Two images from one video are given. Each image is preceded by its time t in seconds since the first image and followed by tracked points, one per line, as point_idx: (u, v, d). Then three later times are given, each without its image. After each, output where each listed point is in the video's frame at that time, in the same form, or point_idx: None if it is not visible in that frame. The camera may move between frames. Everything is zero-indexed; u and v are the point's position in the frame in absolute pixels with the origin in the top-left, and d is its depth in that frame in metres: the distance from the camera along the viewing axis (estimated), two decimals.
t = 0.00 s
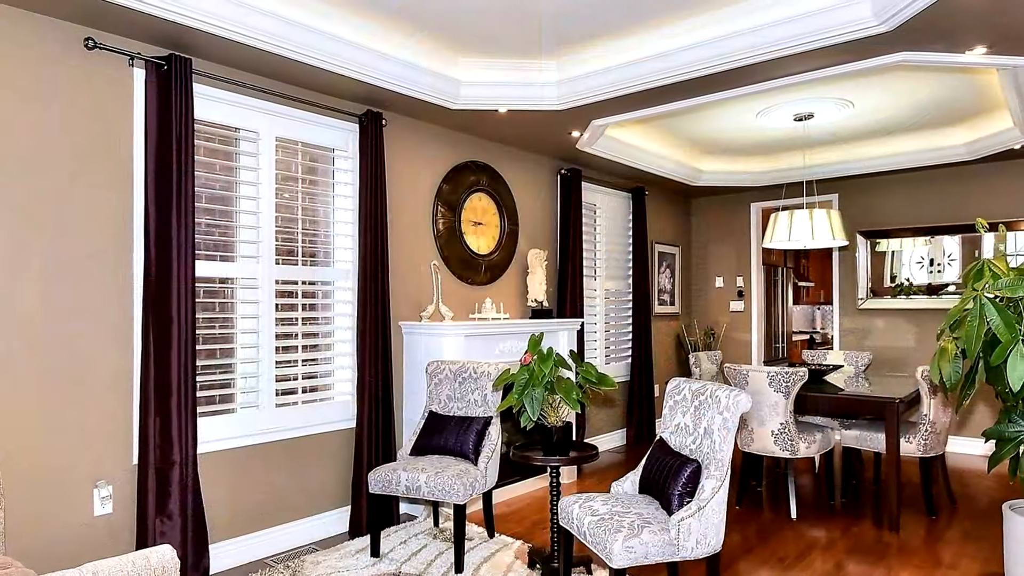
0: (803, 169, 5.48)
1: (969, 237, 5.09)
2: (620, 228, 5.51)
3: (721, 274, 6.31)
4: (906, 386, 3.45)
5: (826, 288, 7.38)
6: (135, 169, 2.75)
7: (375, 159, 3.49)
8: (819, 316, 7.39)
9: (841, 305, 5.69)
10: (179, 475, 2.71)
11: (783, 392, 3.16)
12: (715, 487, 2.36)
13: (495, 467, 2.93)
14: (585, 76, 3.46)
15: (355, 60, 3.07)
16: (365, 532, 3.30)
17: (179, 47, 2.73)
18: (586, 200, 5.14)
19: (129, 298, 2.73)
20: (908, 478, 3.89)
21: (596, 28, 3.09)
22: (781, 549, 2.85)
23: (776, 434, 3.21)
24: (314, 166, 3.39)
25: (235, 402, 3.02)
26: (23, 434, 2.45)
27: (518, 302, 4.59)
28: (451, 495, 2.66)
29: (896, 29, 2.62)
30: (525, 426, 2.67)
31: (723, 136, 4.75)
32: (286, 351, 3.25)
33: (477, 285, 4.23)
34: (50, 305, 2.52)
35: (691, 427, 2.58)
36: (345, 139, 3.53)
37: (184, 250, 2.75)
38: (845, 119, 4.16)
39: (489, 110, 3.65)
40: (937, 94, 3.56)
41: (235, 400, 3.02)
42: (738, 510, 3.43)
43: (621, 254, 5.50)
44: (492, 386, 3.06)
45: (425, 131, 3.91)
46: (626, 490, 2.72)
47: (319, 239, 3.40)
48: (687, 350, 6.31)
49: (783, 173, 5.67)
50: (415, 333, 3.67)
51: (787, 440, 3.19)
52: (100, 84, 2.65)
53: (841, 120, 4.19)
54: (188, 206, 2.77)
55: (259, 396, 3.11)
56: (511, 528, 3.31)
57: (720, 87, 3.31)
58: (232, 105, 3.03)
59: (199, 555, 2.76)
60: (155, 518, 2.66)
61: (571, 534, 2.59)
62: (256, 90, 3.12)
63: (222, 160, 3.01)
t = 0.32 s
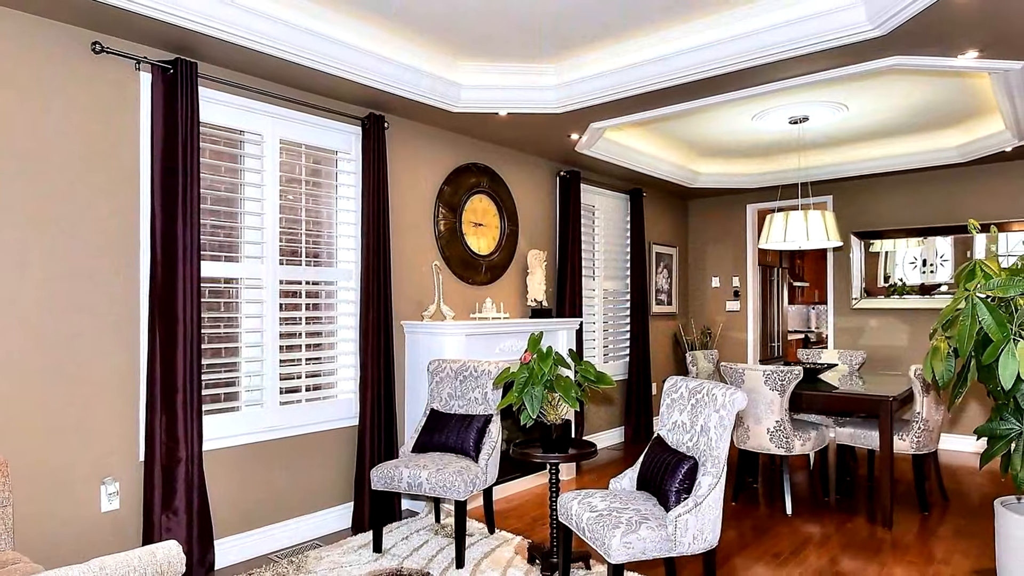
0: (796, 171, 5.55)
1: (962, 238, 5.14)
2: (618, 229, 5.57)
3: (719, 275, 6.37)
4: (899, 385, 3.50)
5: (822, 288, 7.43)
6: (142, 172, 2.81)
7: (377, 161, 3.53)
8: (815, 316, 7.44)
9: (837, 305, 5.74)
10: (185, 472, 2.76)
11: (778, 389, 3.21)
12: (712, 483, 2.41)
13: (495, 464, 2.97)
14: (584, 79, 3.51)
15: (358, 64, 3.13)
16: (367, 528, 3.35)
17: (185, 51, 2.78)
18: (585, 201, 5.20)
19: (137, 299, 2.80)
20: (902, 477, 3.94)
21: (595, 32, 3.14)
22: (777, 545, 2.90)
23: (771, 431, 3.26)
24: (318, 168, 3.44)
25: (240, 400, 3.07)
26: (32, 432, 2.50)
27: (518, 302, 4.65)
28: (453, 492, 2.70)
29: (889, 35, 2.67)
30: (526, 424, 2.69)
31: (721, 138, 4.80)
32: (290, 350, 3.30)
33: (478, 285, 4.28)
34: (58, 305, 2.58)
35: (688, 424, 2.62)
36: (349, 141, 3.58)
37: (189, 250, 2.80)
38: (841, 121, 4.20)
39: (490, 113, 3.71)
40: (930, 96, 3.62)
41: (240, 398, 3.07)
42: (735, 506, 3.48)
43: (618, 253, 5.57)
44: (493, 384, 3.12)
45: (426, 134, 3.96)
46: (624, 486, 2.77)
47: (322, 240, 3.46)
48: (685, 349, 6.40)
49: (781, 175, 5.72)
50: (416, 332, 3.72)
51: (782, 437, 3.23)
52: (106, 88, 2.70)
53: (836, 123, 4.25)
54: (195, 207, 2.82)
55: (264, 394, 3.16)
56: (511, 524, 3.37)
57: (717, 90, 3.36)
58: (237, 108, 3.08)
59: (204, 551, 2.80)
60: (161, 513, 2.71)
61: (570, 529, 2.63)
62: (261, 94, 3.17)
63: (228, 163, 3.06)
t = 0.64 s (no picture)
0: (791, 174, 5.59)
1: (953, 239, 5.20)
2: (616, 230, 5.63)
3: (716, 275, 6.43)
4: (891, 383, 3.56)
5: (815, 288, 7.50)
6: (148, 174, 2.87)
7: (381, 163, 3.60)
8: (808, 316, 7.50)
9: (830, 305, 5.79)
10: (192, 468, 2.81)
11: (772, 387, 3.27)
12: (708, 479, 2.46)
13: (496, 461, 3.02)
14: (582, 83, 3.57)
15: (361, 69, 3.18)
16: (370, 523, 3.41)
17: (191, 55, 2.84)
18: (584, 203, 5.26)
19: (144, 299, 2.86)
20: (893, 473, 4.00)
21: (594, 36, 3.19)
22: (772, 540, 2.96)
23: (765, 429, 3.31)
24: (322, 170, 3.50)
25: (245, 397, 3.13)
26: (43, 429, 2.56)
27: (518, 301, 4.71)
28: (455, 487, 2.75)
29: (880, 41, 2.73)
30: (525, 421, 2.74)
31: (717, 141, 4.86)
32: (294, 349, 3.36)
33: (478, 284, 4.33)
34: (63, 305, 2.63)
35: (684, 421, 2.68)
36: (352, 144, 3.64)
37: (195, 251, 2.85)
38: (836, 124, 4.25)
39: (490, 116, 3.77)
40: (922, 99, 3.67)
41: (245, 395, 3.13)
42: (731, 502, 3.54)
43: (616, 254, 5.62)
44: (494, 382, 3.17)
45: (427, 137, 4.02)
46: (622, 483, 2.83)
47: (326, 241, 3.51)
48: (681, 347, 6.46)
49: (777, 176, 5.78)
50: (417, 331, 3.77)
51: (776, 434, 3.28)
52: (115, 94, 2.77)
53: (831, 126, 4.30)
54: (201, 208, 2.88)
55: (268, 392, 3.22)
56: (511, 519, 3.42)
57: (714, 94, 3.42)
58: (243, 112, 3.14)
59: (210, 546, 2.86)
60: (167, 509, 2.77)
61: (569, 525, 2.69)
62: (266, 98, 3.23)
63: (234, 165, 3.11)
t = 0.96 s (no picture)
0: (784, 176, 5.65)
1: (945, 240, 5.27)
2: (614, 231, 5.69)
3: (713, 275, 6.50)
4: (883, 381, 3.62)
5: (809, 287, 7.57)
6: (155, 176, 2.92)
7: (384, 165, 3.67)
8: (802, 315, 7.58)
9: (823, 305, 5.86)
10: (199, 464, 2.87)
11: (766, 385, 3.32)
12: (703, 475, 2.52)
13: (496, 457, 3.08)
14: (580, 87, 3.63)
15: (364, 73, 3.24)
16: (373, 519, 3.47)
17: (197, 60, 2.91)
18: (583, 204, 5.33)
19: (151, 299, 2.91)
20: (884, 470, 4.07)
21: (592, 41, 3.25)
22: (766, 534, 3.03)
23: (760, 426, 3.37)
24: (326, 172, 3.57)
25: (250, 395, 3.19)
26: (54, 426, 2.61)
27: (517, 301, 4.77)
28: (456, 483, 2.81)
29: (872, 46, 2.78)
30: (524, 418, 2.80)
31: (713, 144, 4.92)
32: (298, 347, 3.42)
33: (479, 285, 4.40)
34: (69, 303, 2.67)
35: (680, 418, 2.74)
36: (355, 148, 3.71)
37: (201, 251, 2.91)
38: (830, 128, 4.31)
39: (490, 120, 3.83)
40: (914, 102, 3.74)
41: (250, 394, 3.19)
42: (726, 498, 3.60)
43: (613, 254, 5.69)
44: (495, 380, 3.23)
45: (427, 139, 4.07)
46: (619, 479, 2.89)
47: (329, 242, 3.58)
48: (677, 346, 6.53)
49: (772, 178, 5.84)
50: (418, 330, 3.84)
51: (771, 431, 3.34)
52: (119, 97, 2.81)
53: (826, 129, 4.36)
54: (208, 210, 2.94)
55: (273, 391, 3.28)
56: (511, 514, 3.49)
57: (711, 98, 3.48)
58: (249, 116, 3.20)
59: (217, 540, 2.92)
60: (175, 505, 2.82)
61: (568, 520, 2.75)
62: (271, 102, 3.30)
63: (240, 168, 3.18)
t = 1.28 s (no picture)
0: (778, 179, 5.72)
1: (935, 241, 5.32)
2: (612, 232, 5.76)
3: (708, 275, 6.56)
4: (876, 379, 3.68)
5: (802, 287, 7.66)
6: (157, 177, 2.98)
7: (387, 168, 3.74)
8: (796, 315, 7.65)
9: (817, 305, 5.92)
10: (206, 460, 2.94)
11: (761, 383, 3.39)
12: (699, 471, 2.58)
13: (496, 453, 3.15)
14: (578, 92, 3.70)
15: (367, 78, 3.31)
16: (376, 514, 3.54)
17: (204, 65, 2.98)
18: (582, 205, 5.39)
19: (154, 298, 2.97)
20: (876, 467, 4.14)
21: (591, 47, 3.32)
22: (761, 529, 3.11)
23: (754, 423, 3.43)
24: (330, 175, 3.64)
25: (257, 393, 3.26)
26: (60, 422, 2.67)
27: (517, 300, 4.84)
28: (457, 479, 2.87)
29: (865, 51, 2.85)
30: (523, 416, 2.84)
31: (710, 147, 4.99)
32: (303, 346, 3.49)
33: (479, 285, 4.47)
34: (75, 302, 2.73)
35: (676, 415, 2.80)
36: (359, 151, 3.78)
37: (208, 252, 2.98)
38: (824, 131, 4.37)
39: (491, 124, 3.90)
40: (907, 106, 3.80)
41: (256, 391, 3.26)
42: (721, 493, 3.67)
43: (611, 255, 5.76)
44: (496, 378, 3.30)
45: (428, 142, 4.14)
46: (617, 475, 2.95)
47: (334, 243, 3.64)
48: (673, 345, 6.60)
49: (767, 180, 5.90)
50: (421, 329, 3.91)
51: (765, 428, 3.40)
52: (120, 99, 2.86)
53: (820, 132, 4.43)
54: (214, 212, 3.00)
55: (278, 388, 3.35)
56: (511, 509, 3.56)
57: (708, 102, 3.54)
58: (255, 120, 3.27)
59: (224, 534, 2.98)
60: (182, 500, 2.89)
61: (566, 515, 2.81)
62: (276, 106, 3.37)
63: (246, 170, 3.24)
